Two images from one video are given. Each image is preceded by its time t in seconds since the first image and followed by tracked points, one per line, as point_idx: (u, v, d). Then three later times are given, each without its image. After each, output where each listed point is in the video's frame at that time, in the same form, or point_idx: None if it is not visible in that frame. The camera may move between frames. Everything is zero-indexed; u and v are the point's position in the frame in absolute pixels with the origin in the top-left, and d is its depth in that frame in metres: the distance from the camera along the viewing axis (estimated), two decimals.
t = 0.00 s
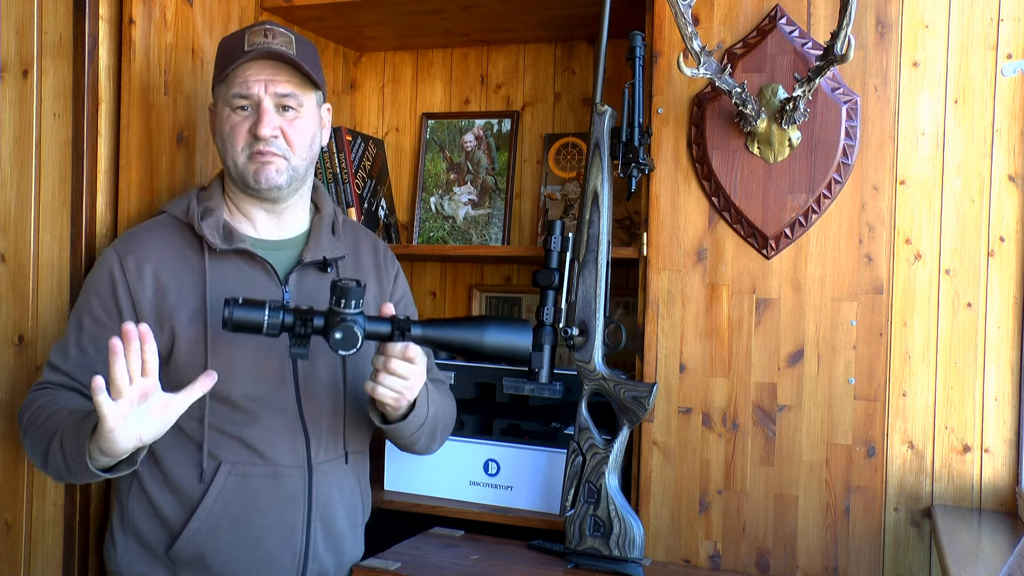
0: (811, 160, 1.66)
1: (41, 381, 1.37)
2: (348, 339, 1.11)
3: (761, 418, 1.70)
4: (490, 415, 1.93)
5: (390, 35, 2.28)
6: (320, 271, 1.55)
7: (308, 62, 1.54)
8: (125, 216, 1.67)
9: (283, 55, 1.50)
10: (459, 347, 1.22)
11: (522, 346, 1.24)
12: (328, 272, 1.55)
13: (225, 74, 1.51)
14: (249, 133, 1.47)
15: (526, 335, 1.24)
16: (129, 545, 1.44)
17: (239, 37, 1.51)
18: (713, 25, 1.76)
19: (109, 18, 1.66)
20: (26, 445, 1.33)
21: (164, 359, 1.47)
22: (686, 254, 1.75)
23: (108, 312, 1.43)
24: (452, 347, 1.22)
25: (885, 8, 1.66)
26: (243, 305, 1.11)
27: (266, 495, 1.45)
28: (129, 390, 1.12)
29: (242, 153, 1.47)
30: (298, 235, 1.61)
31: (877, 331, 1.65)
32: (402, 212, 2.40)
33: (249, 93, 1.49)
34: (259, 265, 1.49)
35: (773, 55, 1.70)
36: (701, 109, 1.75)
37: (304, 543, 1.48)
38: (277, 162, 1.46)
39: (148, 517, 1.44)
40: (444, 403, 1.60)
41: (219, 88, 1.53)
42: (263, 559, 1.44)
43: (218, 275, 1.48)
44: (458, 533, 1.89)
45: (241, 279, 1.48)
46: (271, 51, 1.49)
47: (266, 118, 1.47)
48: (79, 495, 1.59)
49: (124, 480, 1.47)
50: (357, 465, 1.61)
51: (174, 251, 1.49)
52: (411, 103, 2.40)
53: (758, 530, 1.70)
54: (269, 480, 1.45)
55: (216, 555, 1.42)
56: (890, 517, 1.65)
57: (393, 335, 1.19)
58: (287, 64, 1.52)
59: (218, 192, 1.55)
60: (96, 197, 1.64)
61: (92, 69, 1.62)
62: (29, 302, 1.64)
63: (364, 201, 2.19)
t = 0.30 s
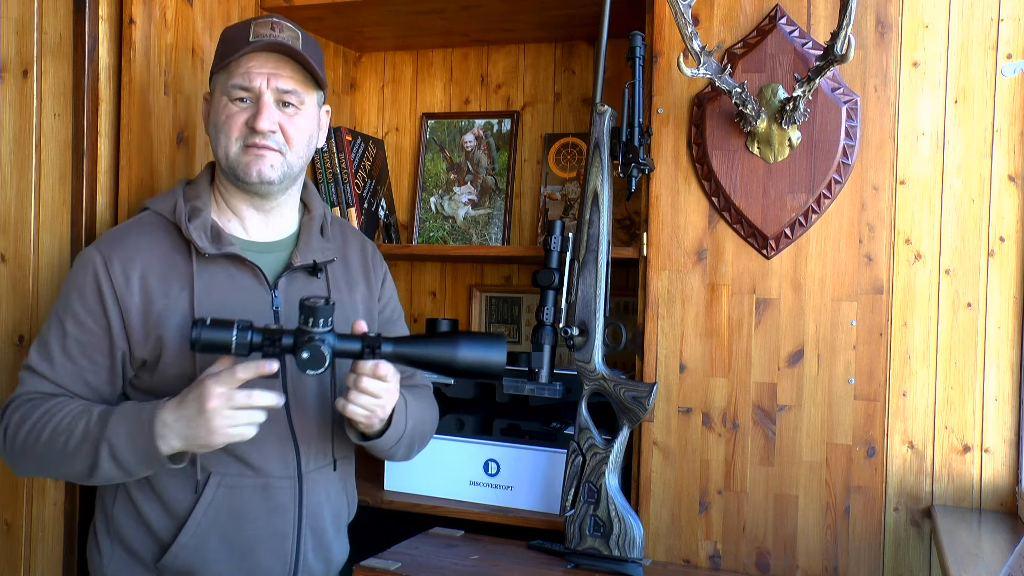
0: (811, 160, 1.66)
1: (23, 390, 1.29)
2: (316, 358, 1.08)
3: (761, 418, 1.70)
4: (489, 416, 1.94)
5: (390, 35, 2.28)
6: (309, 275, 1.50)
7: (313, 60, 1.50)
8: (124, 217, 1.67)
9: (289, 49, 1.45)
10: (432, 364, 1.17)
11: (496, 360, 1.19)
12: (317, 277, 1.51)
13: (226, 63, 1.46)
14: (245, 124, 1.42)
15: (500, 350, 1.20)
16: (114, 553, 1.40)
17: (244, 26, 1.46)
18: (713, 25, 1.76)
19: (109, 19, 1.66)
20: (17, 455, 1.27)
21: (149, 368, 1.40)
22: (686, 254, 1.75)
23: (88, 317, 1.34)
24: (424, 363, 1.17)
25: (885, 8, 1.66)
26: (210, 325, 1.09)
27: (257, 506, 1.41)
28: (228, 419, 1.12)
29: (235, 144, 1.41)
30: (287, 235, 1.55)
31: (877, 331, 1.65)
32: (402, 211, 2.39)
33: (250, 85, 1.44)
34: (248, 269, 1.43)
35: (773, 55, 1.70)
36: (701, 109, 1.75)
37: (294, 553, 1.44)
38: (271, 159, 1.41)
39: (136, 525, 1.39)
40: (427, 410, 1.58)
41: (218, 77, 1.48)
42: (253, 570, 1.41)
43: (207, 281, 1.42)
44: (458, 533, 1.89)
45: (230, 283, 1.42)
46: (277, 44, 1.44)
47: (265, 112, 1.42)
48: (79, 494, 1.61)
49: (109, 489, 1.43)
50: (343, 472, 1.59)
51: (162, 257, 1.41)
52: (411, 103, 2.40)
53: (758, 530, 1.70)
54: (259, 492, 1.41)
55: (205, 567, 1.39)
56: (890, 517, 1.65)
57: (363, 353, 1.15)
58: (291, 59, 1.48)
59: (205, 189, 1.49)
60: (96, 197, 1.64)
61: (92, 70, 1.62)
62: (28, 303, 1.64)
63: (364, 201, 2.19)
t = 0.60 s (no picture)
0: (811, 160, 1.66)
1: (16, 404, 1.27)
2: (292, 375, 1.15)
3: (761, 418, 1.70)
4: (489, 415, 1.93)
5: (390, 35, 2.28)
6: (295, 277, 1.51)
7: (310, 65, 1.47)
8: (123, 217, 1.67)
9: (287, 55, 1.42)
10: (411, 378, 1.26)
11: (473, 376, 1.28)
12: (303, 278, 1.52)
13: (221, 61, 1.42)
14: (238, 128, 1.40)
15: (478, 366, 1.29)
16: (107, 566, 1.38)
17: (242, 24, 1.42)
18: (713, 25, 1.76)
19: (109, 19, 1.66)
20: (19, 470, 1.26)
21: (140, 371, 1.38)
22: (686, 254, 1.75)
23: (75, 323, 1.31)
24: (404, 377, 1.26)
25: (885, 8, 1.66)
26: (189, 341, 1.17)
27: (252, 512, 1.41)
28: (251, 411, 1.20)
29: (226, 146, 1.40)
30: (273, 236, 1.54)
31: (877, 331, 1.65)
32: (402, 211, 2.39)
33: (245, 86, 1.41)
34: (236, 270, 1.43)
35: (772, 55, 1.70)
36: (701, 109, 1.75)
37: (290, 555, 1.45)
38: (262, 166, 1.40)
39: (130, 532, 1.38)
40: (410, 410, 1.58)
41: (211, 74, 1.44)
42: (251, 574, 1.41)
43: (195, 283, 1.40)
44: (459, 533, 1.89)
45: (219, 286, 1.42)
46: (276, 48, 1.41)
47: (259, 117, 1.40)
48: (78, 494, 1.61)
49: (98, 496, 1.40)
50: (332, 474, 1.59)
51: (148, 259, 1.39)
52: (411, 103, 2.40)
53: (758, 530, 1.70)
54: (255, 498, 1.41)
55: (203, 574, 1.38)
56: (890, 517, 1.65)
57: (342, 368, 1.23)
58: (288, 63, 1.45)
59: (189, 187, 1.47)
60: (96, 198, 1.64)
61: (92, 70, 1.62)
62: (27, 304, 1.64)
63: (364, 201, 2.19)
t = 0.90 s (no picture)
0: (811, 160, 1.66)
1: (37, 408, 1.29)
2: (308, 390, 1.13)
3: (761, 418, 1.70)
4: (489, 415, 1.93)
5: (390, 35, 2.28)
6: (304, 275, 1.50)
7: (307, 65, 1.47)
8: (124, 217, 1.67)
9: (283, 56, 1.42)
10: (418, 377, 1.24)
11: (477, 368, 1.27)
12: (313, 276, 1.51)
13: (220, 66, 1.43)
14: (239, 130, 1.41)
15: (480, 357, 1.27)
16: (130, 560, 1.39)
17: (238, 28, 1.42)
18: (713, 25, 1.76)
19: (109, 19, 1.66)
20: (39, 470, 1.28)
21: (154, 374, 1.37)
22: (686, 254, 1.75)
23: (91, 328, 1.31)
24: (411, 377, 1.24)
25: (885, 8, 1.66)
26: (195, 362, 1.10)
27: (269, 506, 1.41)
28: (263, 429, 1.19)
29: (228, 149, 1.40)
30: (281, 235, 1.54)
31: (877, 331, 1.65)
32: (402, 211, 2.39)
33: (243, 89, 1.42)
34: (246, 271, 1.43)
35: (772, 55, 1.70)
36: (701, 109, 1.75)
37: (307, 549, 1.45)
38: (263, 168, 1.41)
39: (151, 529, 1.39)
40: (419, 407, 1.58)
41: (211, 78, 1.45)
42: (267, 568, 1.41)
43: (206, 286, 1.40)
44: (458, 533, 1.89)
45: (230, 287, 1.41)
46: (272, 50, 1.41)
47: (258, 119, 1.41)
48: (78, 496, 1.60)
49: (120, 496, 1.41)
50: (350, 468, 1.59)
51: (162, 265, 1.39)
52: (411, 103, 2.40)
53: (758, 530, 1.70)
54: (271, 492, 1.41)
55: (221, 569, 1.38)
56: (890, 517, 1.65)
57: (350, 374, 1.20)
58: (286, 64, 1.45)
59: (197, 191, 1.47)
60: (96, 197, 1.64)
61: (92, 69, 1.62)
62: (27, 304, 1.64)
63: (364, 201, 2.19)
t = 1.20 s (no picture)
0: (811, 160, 1.66)
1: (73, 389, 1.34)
2: (321, 374, 1.10)
3: (761, 418, 1.70)
4: (489, 416, 1.94)
5: (389, 35, 2.28)
6: (333, 275, 1.52)
7: (336, 73, 1.50)
8: (123, 216, 1.67)
9: (313, 64, 1.45)
10: (436, 367, 1.21)
11: (496, 357, 1.23)
12: (341, 276, 1.52)
13: (253, 75, 1.46)
14: (271, 135, 1.43)
15: (498, 347, 1.24)
16: (155, 544, 1.45)
17: (270, 41, 1.45)
18: (713, 25, 1.76)
19: (109, 19, 1.66)
20: (71, 453, 1.31)
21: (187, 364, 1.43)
22: (686, 254, 1.75)
23: (131, 318, 1.37)
24: (428, 366, 1.20)
25: (885, 8, 1.66)
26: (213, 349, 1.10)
27: (288, 496, 1.43)
28: (278, 416, 1.14)
29: (260, 153, 1.43)
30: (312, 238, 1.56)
31: (877, 331, 1.65)
32: (402, 211, 2.39)
33: (274, 97, 1.44)
34: (277, 270, 1.46)
35: (773, 55, 1.70)
36: (700, 109, 1.75)
37: (324, 539, 1.47)
38: (295, 172, 1.43)
39: (173, 515, 1.44)
40: (449, 408, 1.58)
41: (244, 87, 1.49)
42: (284, 557, 1.44)
43: (239, 282, 1.44)
44: (458, 533, 1.89)
45: (260, 283, 1.45)
46: (301, 59, 1.44)
47: (289, 124, 1.43)
48: (79, 495, 1.61)
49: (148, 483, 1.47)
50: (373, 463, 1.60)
51: (199, 263, 1.44)
52: (411, 103, 2.40)
53: (758, 530, 1.70)
54: (289, 482, 1.44)
55: (239, 555, 1.41)
56: (890, 517, 1.65)
57: (367, 361, 1.17)
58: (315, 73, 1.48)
59: (234, 194, 1.52)
60: (96, 197, 1.63)
61: (92, 70, 1.62)
62: (29, 303, 1.64)
63: (364, 201, 2.19)
